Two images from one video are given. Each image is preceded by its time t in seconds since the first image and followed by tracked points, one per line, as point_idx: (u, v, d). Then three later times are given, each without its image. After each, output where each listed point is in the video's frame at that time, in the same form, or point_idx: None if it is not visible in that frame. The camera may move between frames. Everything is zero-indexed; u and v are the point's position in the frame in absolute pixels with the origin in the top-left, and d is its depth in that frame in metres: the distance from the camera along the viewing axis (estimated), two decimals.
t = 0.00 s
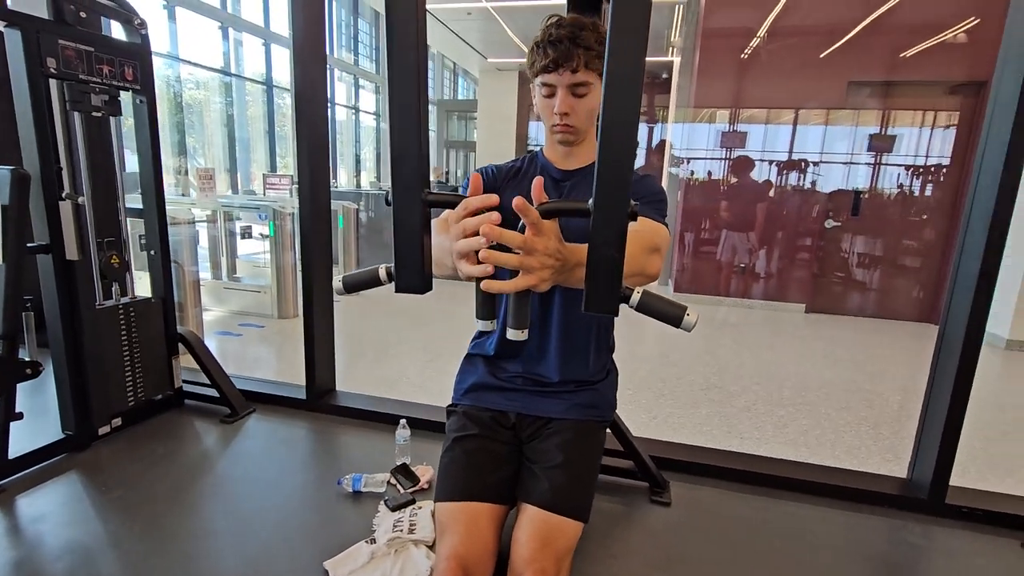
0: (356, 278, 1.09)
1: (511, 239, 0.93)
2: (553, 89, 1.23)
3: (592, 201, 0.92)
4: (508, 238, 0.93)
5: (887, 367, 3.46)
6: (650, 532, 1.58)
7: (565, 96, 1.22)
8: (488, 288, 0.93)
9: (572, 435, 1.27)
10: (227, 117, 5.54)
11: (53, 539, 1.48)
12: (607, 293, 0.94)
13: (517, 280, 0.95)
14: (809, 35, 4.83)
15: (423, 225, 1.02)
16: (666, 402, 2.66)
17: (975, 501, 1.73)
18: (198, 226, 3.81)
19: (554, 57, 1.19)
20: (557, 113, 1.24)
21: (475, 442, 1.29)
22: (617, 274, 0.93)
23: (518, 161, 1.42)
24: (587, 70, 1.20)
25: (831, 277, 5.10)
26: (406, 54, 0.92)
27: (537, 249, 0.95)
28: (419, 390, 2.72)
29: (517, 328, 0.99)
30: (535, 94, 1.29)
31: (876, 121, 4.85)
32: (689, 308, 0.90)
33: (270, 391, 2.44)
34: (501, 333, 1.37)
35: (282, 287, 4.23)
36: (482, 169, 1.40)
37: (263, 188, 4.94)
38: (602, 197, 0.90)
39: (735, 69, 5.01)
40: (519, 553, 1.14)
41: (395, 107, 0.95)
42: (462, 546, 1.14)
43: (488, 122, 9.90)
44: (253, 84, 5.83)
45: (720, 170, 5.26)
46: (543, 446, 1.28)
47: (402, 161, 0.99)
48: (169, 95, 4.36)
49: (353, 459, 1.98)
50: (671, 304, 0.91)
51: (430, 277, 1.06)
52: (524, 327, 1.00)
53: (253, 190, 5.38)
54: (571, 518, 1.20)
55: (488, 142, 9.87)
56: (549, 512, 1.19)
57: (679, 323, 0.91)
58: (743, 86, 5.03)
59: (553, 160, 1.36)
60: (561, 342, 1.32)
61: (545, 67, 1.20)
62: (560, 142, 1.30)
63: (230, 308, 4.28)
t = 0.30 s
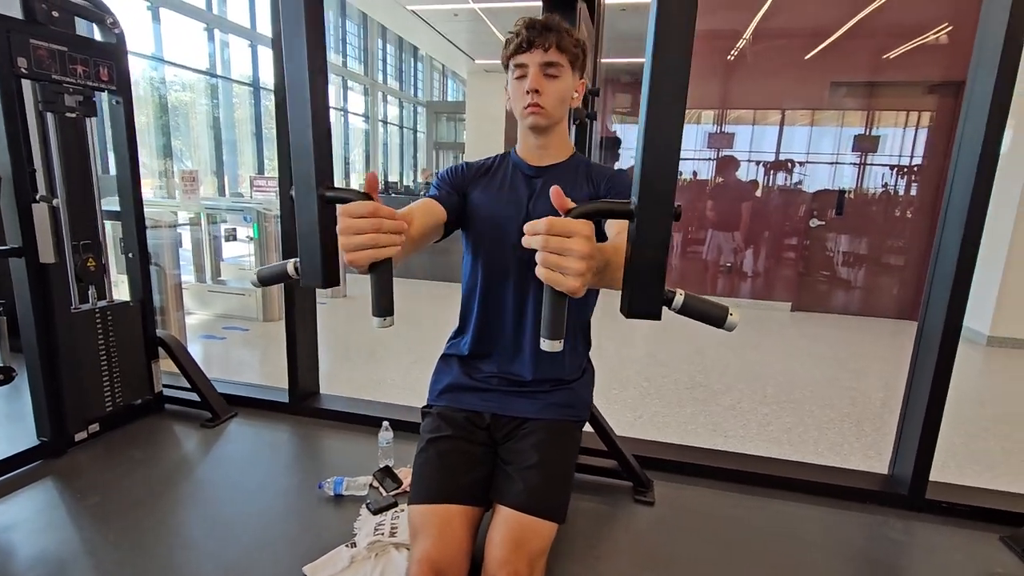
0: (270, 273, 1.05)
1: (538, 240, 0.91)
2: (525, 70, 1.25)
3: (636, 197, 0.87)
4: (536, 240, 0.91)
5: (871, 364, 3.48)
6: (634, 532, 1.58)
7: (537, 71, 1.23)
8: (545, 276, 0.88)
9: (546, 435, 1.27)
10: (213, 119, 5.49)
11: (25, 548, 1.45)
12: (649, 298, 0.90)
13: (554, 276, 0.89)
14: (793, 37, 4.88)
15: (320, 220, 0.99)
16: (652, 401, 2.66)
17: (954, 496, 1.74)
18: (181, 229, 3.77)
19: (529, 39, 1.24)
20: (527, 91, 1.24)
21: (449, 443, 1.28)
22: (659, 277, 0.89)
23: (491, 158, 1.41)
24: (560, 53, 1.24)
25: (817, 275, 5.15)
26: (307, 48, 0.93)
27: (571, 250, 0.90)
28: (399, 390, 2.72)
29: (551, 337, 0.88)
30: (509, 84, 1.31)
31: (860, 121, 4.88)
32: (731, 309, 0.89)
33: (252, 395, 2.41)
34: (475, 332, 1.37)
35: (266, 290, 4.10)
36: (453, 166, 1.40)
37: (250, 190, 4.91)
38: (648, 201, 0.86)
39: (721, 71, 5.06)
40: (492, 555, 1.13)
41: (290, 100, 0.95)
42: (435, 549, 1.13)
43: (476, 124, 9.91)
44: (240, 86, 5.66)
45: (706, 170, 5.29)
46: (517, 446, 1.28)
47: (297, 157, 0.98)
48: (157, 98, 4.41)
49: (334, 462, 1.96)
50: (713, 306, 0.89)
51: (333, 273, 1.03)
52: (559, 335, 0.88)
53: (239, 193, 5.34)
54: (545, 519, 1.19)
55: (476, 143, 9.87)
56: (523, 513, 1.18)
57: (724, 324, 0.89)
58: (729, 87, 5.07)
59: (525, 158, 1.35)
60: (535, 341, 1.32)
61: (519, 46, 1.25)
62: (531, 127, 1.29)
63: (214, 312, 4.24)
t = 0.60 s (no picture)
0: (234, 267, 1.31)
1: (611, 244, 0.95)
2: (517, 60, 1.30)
3: (698, 198, 0.98)
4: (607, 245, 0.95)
5: (875, 364, 3.46)
6: (634, 533, 1.57)
7: (528, 56, 1.28)
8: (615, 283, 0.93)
9: (539, 437, 1.27)
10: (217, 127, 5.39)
11: (25, 554, 1.45)
12: (711, 295, 1.01)
13: (627, 278, 0.93)
14: (793, 37, 4.87)
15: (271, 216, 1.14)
16: (652, 402, 2.65)
17: (958, 495, 1.72)
18: (182, 236, 3.79)
19: (522, 33, 1.31)
20: (518, 76, 1.28)
21: (441, 445, 1.28)
22: (721, 273, 1.00)
23: (482, 158, 1.42)
24: (551, 46, 1.30)
25: (820, 275, 5.14)
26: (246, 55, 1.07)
27: (643, 252, 0.93)
28: (399, 393, 2.72)
29: (619, 342, 0.94)
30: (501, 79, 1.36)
31: (862, 120, 4.87)
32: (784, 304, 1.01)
33: (252, 399, 2.41)
34: (466, 333, 1.38)
35: (268, 294, 4.12)
36: (444, 167, 1.42)
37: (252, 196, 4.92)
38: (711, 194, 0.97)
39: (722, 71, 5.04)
40: (485, 558, 1.13)
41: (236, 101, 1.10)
42: (428, 552, 1.13)
43: (477, 128, 9.92)
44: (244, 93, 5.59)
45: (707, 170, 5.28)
46: (509, 447, 1.28)
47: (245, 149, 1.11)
48: (159, 107, 4.45)
49: (333, 466, 1.96)
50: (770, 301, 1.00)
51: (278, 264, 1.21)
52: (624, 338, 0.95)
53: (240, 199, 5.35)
54: (539, 520, 1.18)
55: (477, 147, 9.89)
56: (516, 515, 1.17)
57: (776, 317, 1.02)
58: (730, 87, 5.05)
59: (515, 155, 1.36)
60: (527, 341, 1.33)
61: (514, 39, 1.32)
62: (521, 116, 1.31)
63: (216, 317, 4.26)
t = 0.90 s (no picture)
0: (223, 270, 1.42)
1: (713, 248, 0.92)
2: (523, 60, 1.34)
3: (783, 199, 0.97)
4: (710, 250, 0.93)
5: (881, 362, 3.45)
6: (641, 536, 1.57)
7: (534, 56, 1.31)
8: (720, 289, 0.91)
9: (544, 440, 1.27)
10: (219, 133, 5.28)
11: (36, 561, 1.46)
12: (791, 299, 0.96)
13: (729, 281, 0.92)
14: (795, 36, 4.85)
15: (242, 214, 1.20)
16: (658, 404, 2.65)
17: (968, 495, 1.71)
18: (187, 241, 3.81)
19: (530, 37, 1.35)
20: (523, 72, 1.30)
21: (447, 450, 1.28)
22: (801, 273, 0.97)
23: (484, 163, 1.43)
24: (556, 51, 1.34)
25: (825, 274, 5.12)
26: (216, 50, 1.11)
27: (749, 255, 0.91)
28: (405, 397, 2.73)
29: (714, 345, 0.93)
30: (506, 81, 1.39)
31: (866, 118, 4.85)
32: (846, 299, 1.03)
33: (259, 404, 2.42)
34: (469, 337, 1.39)
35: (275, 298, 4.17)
36: (446, 172, 1.44)
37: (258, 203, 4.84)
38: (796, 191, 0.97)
39: (725, 71, 5.02)
40: (491, 563, 1.12)
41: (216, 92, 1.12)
42: (435, 557, 1.13)
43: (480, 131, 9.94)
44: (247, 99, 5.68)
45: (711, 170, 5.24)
46: (514, 451, 1.28)
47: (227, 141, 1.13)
48: (163, 113, 4.42)
49: (339, 470, 1.96)
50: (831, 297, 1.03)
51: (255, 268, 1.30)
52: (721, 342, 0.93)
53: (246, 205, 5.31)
54: (544, 524, 1.18)
55: (480, 150, 9.90)
56: (522, 519, 1.17)
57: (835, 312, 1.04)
58: (732, 86, 5.03)
59: (517, 156, 1.38)
60: (531, 344, 1.34)
61: (520, 42, 1.36)
62: (524, 113, 1.33)
63: (222, 322, 4.28)
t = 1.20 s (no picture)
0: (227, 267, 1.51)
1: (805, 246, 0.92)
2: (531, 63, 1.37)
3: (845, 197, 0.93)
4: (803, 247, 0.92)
5: (889, 362, 3.43)
6: (648, 537, 1.56)
7: (542, 57, 1.34)
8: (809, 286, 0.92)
9: (550, 441, 1.27)
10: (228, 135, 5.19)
11: (44, 564, 1.46)
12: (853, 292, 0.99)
13: (818, 278, 0.92)
14: (798, 35, 4.85)
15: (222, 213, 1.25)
16: (663, 404, 2.64)
17: (977, 495, 1.70)
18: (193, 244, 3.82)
19: (539, 42, 1.39)
20: (530, 73, 1.33)
21: (454, 451, 1.28)
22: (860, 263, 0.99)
23: (488, 163, 1.43)
24: (563, 57, 1.38)
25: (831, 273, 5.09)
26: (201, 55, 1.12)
27: (841, 251, 0.91)
28: (410, 399, 2.73)
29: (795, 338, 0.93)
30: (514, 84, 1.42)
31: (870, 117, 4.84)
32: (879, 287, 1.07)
33: (264, 407, 2.42)
34: (474, 338, 1.39)
35: (279, 302, 4.15)
36: (450, 173, 1.46)
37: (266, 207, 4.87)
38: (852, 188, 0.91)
39: (728, 71, 5.02)
40: (498, 564, 1.12)
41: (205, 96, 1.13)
42: (442, 559, 1.12)
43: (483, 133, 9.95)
44: (251, 103, 5.70)
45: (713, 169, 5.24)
46: (521, 452, 1.28)
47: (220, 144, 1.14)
48: (168, 118, 4.51)
49: (346, 472, 1.97)
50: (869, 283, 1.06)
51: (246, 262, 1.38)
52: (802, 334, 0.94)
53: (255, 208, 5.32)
54: (551, 525, 1.18)
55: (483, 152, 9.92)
56: (529, 521, 1.17)
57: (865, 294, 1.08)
58: (736, 86, 5.02)
59: (521, 156, 1.38)
60: (537, 344, 1.34)
61: (529, 46, 1.40)
62: (529, 111, 1.35)
63: (227, 325, 4.30)
